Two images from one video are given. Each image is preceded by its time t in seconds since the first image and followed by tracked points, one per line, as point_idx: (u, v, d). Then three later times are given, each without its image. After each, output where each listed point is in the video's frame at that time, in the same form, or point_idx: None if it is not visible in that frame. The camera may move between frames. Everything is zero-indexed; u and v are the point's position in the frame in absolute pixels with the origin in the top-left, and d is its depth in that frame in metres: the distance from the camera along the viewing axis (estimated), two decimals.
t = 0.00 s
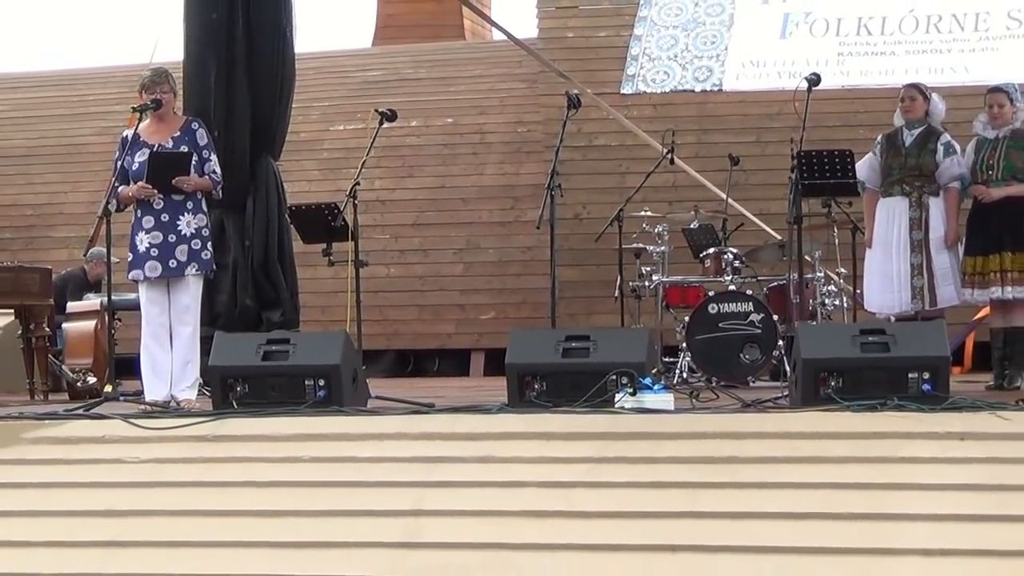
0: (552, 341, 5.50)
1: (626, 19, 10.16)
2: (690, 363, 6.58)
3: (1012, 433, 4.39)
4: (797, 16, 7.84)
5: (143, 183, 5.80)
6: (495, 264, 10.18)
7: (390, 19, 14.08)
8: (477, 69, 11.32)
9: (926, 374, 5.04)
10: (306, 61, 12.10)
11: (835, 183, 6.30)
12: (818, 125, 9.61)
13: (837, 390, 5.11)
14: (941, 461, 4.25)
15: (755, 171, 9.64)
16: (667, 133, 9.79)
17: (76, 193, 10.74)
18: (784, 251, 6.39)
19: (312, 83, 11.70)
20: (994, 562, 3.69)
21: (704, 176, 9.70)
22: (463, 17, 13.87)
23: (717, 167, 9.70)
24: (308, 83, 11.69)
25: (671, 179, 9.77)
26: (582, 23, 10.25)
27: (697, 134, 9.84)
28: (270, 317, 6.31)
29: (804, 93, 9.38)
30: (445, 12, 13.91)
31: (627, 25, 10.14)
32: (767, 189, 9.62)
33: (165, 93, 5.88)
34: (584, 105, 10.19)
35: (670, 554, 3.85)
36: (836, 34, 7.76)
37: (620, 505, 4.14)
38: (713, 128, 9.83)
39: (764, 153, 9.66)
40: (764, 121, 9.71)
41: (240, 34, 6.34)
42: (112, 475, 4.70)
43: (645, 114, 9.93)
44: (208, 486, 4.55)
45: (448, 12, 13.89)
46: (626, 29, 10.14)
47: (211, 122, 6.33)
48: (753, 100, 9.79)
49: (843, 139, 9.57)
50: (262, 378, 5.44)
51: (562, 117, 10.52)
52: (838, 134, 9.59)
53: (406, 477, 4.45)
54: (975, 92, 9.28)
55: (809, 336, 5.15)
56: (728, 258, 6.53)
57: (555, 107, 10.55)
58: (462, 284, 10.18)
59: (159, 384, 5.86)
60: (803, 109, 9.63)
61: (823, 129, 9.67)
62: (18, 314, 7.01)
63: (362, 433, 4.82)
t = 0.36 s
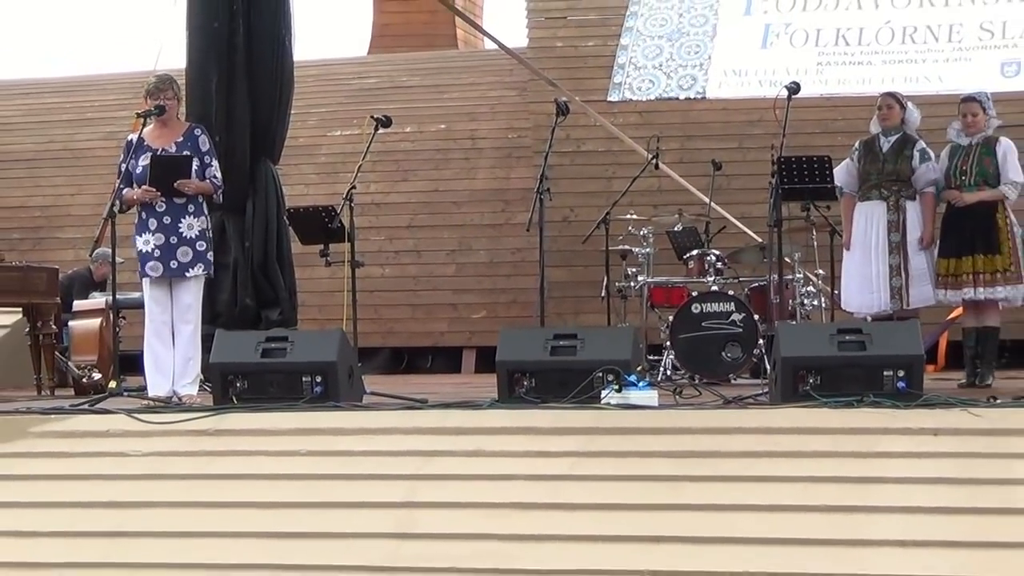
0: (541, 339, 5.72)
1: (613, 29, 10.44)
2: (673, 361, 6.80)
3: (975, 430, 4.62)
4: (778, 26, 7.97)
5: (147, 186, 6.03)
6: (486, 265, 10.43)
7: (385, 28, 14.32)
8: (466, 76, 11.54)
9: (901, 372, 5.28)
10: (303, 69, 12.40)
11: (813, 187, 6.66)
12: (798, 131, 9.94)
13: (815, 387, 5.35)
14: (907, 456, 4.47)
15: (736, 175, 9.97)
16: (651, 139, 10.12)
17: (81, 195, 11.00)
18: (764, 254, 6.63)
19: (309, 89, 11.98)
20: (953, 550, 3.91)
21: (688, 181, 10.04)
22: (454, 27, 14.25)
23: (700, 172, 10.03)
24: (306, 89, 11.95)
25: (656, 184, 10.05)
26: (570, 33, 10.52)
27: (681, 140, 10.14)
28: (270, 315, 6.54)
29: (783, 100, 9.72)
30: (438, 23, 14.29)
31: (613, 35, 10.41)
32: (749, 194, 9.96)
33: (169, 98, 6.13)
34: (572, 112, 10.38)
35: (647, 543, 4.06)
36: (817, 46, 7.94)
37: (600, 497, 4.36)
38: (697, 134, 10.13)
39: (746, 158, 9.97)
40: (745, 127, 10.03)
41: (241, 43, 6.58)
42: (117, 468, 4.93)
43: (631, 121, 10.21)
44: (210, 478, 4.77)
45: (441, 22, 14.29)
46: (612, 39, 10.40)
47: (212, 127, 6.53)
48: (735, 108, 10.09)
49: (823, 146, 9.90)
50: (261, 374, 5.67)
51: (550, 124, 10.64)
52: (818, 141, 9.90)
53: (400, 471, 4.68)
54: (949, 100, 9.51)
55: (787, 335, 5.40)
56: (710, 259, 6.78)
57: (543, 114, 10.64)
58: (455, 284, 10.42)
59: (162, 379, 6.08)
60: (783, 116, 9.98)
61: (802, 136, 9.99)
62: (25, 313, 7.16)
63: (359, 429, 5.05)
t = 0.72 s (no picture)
0: (534, 340, 5.98)
1: (603, 41, 10.65)
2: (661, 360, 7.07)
3: (943, 426, 4.87)
4: (760, 40, 9.33)
5: (154, 193, 6.30)
6: (481, 268, 10.68)
7: (384, 40, 14.70)
8: (463, 87, 11.97)
9: (879, 370, 5.55)
10: (303, 81, 12.77)
11: (795, 193, 6.97)
12: (780, 140, 10.24)
13: (797, 384, 5.62)
14: (878, 451, 4.73)
15: (722, 182, 10.19)
16: (639, 148, 10.36)
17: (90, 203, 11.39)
18: (748, 257, 6.91)
19: (309, 100, 12.34)
20: (918, 541, 4.15)
21: (675, 188, 10.32)
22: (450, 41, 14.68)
23: (686, 179, 10.27)
24: (307, 101, 12.31)
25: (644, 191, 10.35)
26: (562, 46, 10.76)
27: (668, 148, 10.41)
28: (272, 317, 6.80)
29: (767, 109, 9.96)
30: (434, 36, 14.74)
31: (603, 47, 10.61)
32: (733, 201, 10.15)
33: (175, 108, 6.41)
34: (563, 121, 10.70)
35: (629, 534, 4.32)
36: (798, 56, 9.19)
37: (586, 491, 4.61)
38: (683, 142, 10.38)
39: (730, 165, 10.24)
40: (729, 136, 10.30)
41: (245, 55, 6.85)
42: (128, 463, 5.19)
43: (620, 130, 10.46)
44: (217, 474, 5.03)
45: (436, 36, 14.74)
46: (602, 51, 10.60)
47: (217, 135, 6.79)
48: (719, 117, 10.35)
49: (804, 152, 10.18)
50: (264, 374, 5.93)
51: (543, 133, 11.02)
52: (800, 148, 10.22)
53: (399, 467, 4.93)
54: (926, 109, 9.78)
55: (770, 335, 5.66)
56: (697, 262, 7.11)
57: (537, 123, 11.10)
58: (451, 286, 10.69)
59: (169, 379, 6.35)
60: (766, 124, 10.19)
61: (784, 144, 10.31)
62: (37, 315, 7.45)
63: (361, 426, 5.31)
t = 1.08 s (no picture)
0: (530, 339, 6.26)
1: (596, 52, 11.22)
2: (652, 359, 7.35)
3: (919, 421, 5.13)
4: (748, 49, 8.36)
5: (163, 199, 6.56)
6: (478, 271, 10.94)
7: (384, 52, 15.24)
8: (461, 98, 12.15)
9: (863, 367, 5.82)
10: (307, 90, 13.10)
11: (780, 199, 7.07)
12: (766, 146, 10.56)
13: (783, 381, 5.86)
14: (857, 445, 4.99)
15: (711, 187, 10.57)
16: (631, 154, 10.72)
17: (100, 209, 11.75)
18: (735, 259, 7.20)
19: (312, 109, 12.65)
20: (893, 533, 4.39)
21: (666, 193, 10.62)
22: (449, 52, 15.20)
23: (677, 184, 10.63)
24: (310, 110, 12.63)
25: (636, 196, 10.62)
26: (554, 57, 11.38)
27: (658, 154, 10.75)
28: (278, 319, 7.05)
29: (752, 118, 10.35)
30: (432, 49, 15.30)
31: (595, 58, 11.31)
32: (721, 205, 10.56)
33: (184, 117, 6.66)
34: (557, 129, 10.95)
35: (620, 526, 4.56)
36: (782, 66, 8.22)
37: (579, 484, 4.87)
38: (673, 149, 10.74)
39: (718, 171, 10.58)
40: (717, 143, 10.64)
41: (251, 66, 7.11)
42: (142, 459, 5.45)
43: (611, 136, 10.83)
44: (226, 470, 5.29)
45: (434, 50, 15.30)
46: (594, 62, 11.30)
47: (224, 143, 7.06)
48: (708, 124, 10.71)
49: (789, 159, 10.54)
50: (270, 374, 6.18)
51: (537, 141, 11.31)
52: (787, 154, 10.53)
53: (403, 463, 5.18)
54: (905, 116, 10.06)
55: (758, 334, 5.91)
56: (686, 264, 7.37)
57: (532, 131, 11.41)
58: (449, 289, 10.96)
59: (178, 379, 6.60)
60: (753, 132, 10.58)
61: (771, 150, 10.60)
62: (52, 317, 7.73)
63: (367, 424, 5.57)
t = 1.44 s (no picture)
0: (529, 339, 6.50)
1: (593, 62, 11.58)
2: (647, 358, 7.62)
3: (897, 418, 5.39)
4: (737, 60, 8.63)
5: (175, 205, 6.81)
6: (479, 273, 11.20)
7: (388, 63, 16.11)
8: (461, 106, 12.59)
9: (849, 366, 6.08)
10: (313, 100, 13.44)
11: (769, 203, 7.33)
12: (756, 152, 10.85)
13: (773, 380, 6.16)
14: (838, 441, 5.25)
15: (703, 192, 10.86)
16: (625, 161, 11.00)
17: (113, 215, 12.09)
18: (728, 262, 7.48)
19: (317, 119, 12.97)
20: (871, 524, 4.63)
21: (660, 198, 10.91)
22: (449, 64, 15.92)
23: (670, 190, 10.92)
24: (316, 119, 12.96)
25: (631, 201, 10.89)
26: (552, 67, 11.69)
27: (652, 161, 11.03)
28: (286, 320, 7.33)
29: (742, 125, 10.66)
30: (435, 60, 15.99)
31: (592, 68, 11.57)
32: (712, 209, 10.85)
33: (195, 125, 6.93)
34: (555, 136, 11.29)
35: (612, 519, 4.81)
36: (772, 76, 8.47)
37: (575, 479, 5.12)
38: (666, 156, 11.05)
39: (710, 177, 10.89)
40: (710, 149, 10.96)
41: (260, 77, 7.36)
42: (158, 457, 5.71)
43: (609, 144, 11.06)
44: (238, 467, 5.54)
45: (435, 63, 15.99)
46: (590, 71, 11.56)
47: (233, 151, 7.29)
48: (699, 133, 11.02)
49: (778, 165, 10.82)
50: (278, 372, 6.45)
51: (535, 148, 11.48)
52: (775, 160, 10.81)
53: (407, 459, 5.43)
54: (891, 123, 10.35)
55: (749, 334, 6.17)
56: (679, 267, 7.69)
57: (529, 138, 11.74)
58: (451, 290, 11.22)
59: (189, 378, 6.87)
60: (743, 139, 10.85)
61: (760, 157, 10.88)
62: (68, 318, 8.01)
63: (372, 422, 5.85)
